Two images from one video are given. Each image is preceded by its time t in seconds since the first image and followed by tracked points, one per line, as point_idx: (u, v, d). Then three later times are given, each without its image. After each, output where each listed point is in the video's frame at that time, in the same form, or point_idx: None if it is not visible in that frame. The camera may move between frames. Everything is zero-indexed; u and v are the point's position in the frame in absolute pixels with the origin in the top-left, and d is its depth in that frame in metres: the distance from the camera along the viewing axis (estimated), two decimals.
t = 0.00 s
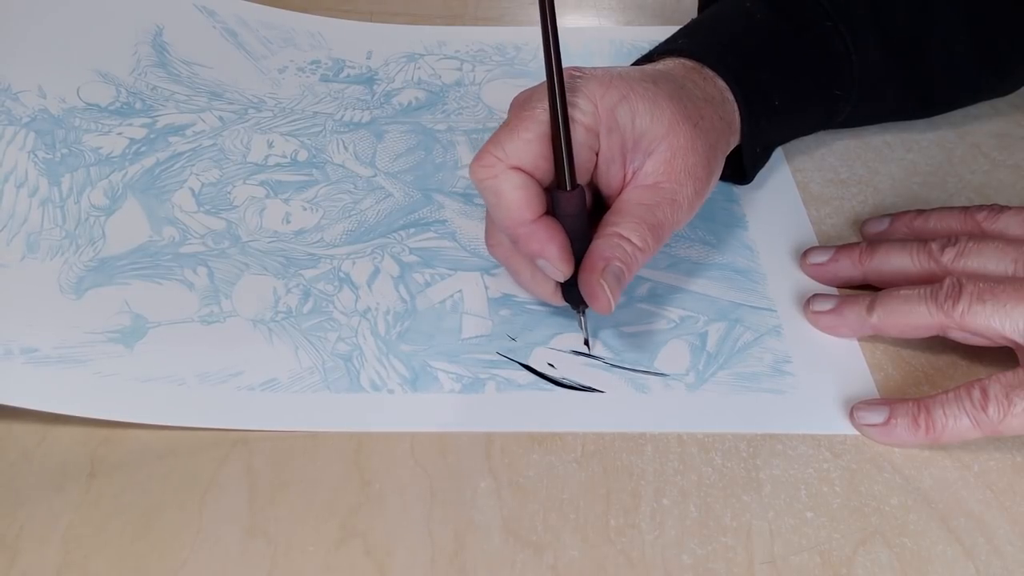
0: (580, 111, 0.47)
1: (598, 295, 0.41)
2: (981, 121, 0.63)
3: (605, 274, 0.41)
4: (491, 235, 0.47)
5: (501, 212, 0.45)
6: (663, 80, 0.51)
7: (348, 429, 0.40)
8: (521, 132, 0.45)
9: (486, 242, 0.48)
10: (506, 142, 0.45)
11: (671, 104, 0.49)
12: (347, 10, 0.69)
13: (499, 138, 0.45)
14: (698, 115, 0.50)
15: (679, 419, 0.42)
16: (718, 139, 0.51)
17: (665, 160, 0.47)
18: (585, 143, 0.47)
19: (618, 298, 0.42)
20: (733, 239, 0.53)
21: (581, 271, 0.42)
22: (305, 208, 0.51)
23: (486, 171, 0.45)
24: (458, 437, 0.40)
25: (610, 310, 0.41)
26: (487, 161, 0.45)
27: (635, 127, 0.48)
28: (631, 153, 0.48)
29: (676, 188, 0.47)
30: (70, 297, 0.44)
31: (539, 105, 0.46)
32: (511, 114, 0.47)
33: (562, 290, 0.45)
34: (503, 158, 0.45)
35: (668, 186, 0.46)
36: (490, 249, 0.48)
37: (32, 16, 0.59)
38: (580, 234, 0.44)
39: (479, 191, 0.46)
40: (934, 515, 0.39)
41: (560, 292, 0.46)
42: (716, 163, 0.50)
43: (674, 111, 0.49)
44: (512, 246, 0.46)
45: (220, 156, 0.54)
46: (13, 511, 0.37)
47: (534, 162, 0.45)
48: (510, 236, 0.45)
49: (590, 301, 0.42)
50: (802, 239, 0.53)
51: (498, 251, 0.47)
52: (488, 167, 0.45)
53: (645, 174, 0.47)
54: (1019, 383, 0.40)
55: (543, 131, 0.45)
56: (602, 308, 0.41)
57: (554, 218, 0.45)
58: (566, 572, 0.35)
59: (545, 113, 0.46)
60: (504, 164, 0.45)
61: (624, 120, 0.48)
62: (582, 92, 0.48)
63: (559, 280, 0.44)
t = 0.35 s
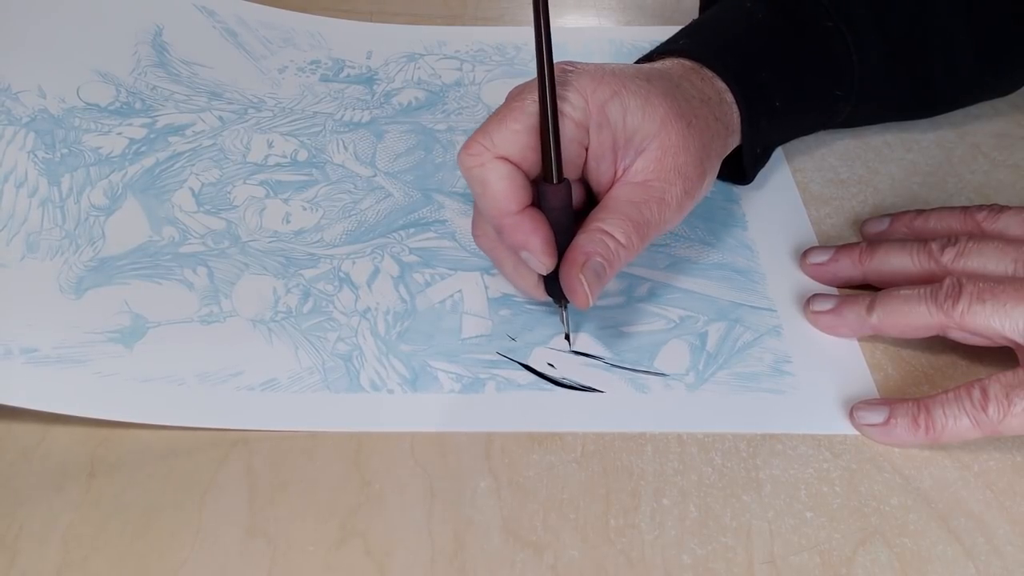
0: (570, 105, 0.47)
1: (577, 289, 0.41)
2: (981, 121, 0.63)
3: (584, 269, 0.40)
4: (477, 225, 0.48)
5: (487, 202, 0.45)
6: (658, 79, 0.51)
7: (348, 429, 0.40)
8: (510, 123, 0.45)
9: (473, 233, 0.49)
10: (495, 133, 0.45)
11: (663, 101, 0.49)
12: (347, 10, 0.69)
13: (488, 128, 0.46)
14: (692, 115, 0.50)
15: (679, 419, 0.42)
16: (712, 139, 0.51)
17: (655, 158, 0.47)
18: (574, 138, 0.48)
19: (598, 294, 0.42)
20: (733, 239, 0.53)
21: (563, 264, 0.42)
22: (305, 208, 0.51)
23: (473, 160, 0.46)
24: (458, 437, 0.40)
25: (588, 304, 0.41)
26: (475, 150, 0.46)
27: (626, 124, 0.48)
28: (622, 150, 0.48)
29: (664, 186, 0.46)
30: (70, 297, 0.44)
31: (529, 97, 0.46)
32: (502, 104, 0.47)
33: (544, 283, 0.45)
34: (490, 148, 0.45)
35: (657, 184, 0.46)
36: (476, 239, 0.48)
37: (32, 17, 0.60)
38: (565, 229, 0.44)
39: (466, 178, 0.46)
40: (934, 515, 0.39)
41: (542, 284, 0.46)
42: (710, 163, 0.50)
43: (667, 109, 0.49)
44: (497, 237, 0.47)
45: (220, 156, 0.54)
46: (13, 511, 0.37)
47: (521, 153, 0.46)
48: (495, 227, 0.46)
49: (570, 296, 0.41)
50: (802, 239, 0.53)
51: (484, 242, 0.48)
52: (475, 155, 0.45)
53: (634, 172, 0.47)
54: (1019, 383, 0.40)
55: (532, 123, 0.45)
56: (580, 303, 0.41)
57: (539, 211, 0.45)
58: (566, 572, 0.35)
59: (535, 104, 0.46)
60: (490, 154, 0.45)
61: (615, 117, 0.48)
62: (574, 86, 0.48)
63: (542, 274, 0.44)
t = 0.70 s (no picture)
0: (569, 106, 0.47)
1: (576, 290, 0.41)
2: (981, 121, 0.63)
3: (583, 270, 0.40)
4: (477, 227, 0.48)
5: (486, 203, 0.45)
6: (657, 80, 0.51)
7: (348, 429, 0.40)
8: (508, 124, 0.45)
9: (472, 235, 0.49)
10: (493, 134, 0.45)
11: (662, 102, 0.49)
12: (347, 10, 0.69)
13: (487, 129, 0.46)
14: (691, 115, 0.50)
15: (679, 419, 0.42)
16: (712, 139, 0.51)
17: (655, 159, 0.47)
18: (574, 139, 0.47)
19: (597, 295, 0.42)
20: (733, 239, 0.53)
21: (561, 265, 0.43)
22: (305, 208, 0.51)
23: (472, 162, 0.45)
24: (458, 437, 0.40)
25: (587, 305, 0.41)
26: (473, 152, 0.46)
27: (626, 125, 0.48)
28: (621, 152, 0.48)
29: (664, 187, 0.46)
30: (70, 297, 0.44)
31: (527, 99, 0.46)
32: (501, 106, 0.47)
33: (543, 284, 0.45)
34: (489, 149, 0.45)
35: (657, 185, 0.46)
36: (475, 240, 0.48)
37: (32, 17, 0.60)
38: (563, 230, 0.44)
39: (465, 180, 0.46)
40: (934, 515, 0.39)
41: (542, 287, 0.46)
42: (710, 164, 0.50)
43: (666, 110, 0.49)
44: (497, 239, 0.47)
45: (220, 156, 0.54)
46: (13, 511, 0.37)
47: (520, 155, 0.46)
48: (494, 228, 0.46)
49: (568, 296, 0.41)
50: (802, 238, 0.53)
51: (484, 244, 0.48)
52: (474, 157, 0.45)
53: (634, 173, 0.47)
54: (1019, 383, 0.40)
55: (531, 125, 0.45)
56: (579, 303, 0.41)
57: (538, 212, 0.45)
58: (566, 572, 0.35)
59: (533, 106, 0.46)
60: (489, 155, 0.45)
61: (614, 118, 0.48)
62: (573, 88, 0.48)
63: (540, 275, 0.44)
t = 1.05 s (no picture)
0: (567, 106, 0.47)
1: (574, 290, 0.41)
2: (981, 121, 0.63)
3: (582, 269, 0.40)
4: (475, 227, 0.48)
5: (484, 203, 0.46)
6: (655, 79, 0.51)
7: (348, 429, 0.40)
8: (506, 123, 0.45)
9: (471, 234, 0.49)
10: (491, 133, 0.45)
11: (660, 101, 0.49)
12: (347, 10, 0.69)
13: (485, 128, 0.46)
14: (690, 114, 0.50)
15: (679, 419, 0.42)
16: (710, 139, 0.51)
17: (653, 158, 0.47)
18: (571, 138, 0.48)
19: (596, 293, 0.42)
20: (733, 239, 0.53)
21: (559, 264, 0.43)
22: (305, 208, 0.51)
23: (469, 161, 0.46)
24: (458, 437, 0.40)
25: (585, 305, 0.41)
26: (471, 151, 0.46)
27: (624, 124, 0.48)
28: (619, 151, 0.48)
29: (662, 186, 0.46)
30: (70, 297, 0.44)
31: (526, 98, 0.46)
32: (499, 105, 0.47)
33: (542, 283, 0.45)
34: (486, 149, 0.45)
35: (655, 184, 0.46)
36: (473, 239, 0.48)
37: (33, 17, 0.60)
38: (562, 229, 0.44)
39: (463, 180, 0.46)
40: (934, 515, 0.39)
41: (540, 286, 0.46)
42: (708, 163, 0.50)
43: (664, 109, 0.49)
44: (495, 239, 0.47)
45: (220, 156, 0.54)
46: (13, 511, 0.37)
47: (518, 154, 0.46)
48: (493, 227, 0.46)
49: (567, 295, 0.41)
50: (802, 238, 0.53)
51: (482, 243, 0.48)
52: (471, 156, 0.46)
53: (632, 172, 0.47)
54: (1019, 383, 0.40)
55: (529, 124, 0.45)
56: (578, 303, 0.41)
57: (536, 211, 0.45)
58: (566, 572, 0.35)
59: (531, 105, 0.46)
60: (486, 155, 0.45)
61: (612, 117, 0.48)
62: (570, 87, 0.48)
63: (539, 274, 0.44)
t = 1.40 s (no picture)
0: (565, 106, 0.47)
1: (571, 290, 0.41)
2: (981, 122, 0.63)
3: (579, 270, 0.40)
4: (473, 227, 0.48)
5: (482, 203, 0.46)
6: (654, 79, 0.51)
7: (348, 429, 0.40)
8: (504, 123, 0.45)
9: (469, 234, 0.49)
10: (489, 132, 0.45)
11: (660, 101, 0.49)
12: (347, 10, 0.68)
13: (483, 128, 0.46)
14: (689, 114, 0.50)
15: (679, 419, 0.42)
16: (710, 139, 0.51)
17: (652, 158, 0.47)
18: (570, 138, 0.48)
19: (593, 294, 0.42)
20: (732, 239, 0.53)
21: (557, 264, 0.43)
22: (305, 208, 0.51)
23: (467, 161, 0.46)
24: (458, 437, 0.40)
25: (583, 305, 0.41)
26: (469, 151, 0.46)
27: (623, 124, 0.48)
28: (619, 151, 0.48)
29: (661, 187, 0.46)
30: (70, 297, 0.44)
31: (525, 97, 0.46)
32: (497, 104, 0.47)
33: (540, 283, 0.45)
34: (484, 148, 0.45)
35: (654, 184, 0.46)
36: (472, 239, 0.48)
37: (33, 18, 0.60)
38: (559, 229, 0.44)
39: (461, 179, 0.47)
40: (934, 515, 0.39)
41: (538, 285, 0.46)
42: (708, 163, 0.50)
43: (664, 109, 0.49)
44: (493, 239, 0.47)
45: (220, 156, 0.54)
46: (13, 511, 0.37)
47: (516, 154, 0.46)
48: (490, 227, 0.46)
49: (564, 295, 0.41)
50: (802, 238, 0.53)
51: (480, 242, 0.48)
52: (469, 156, 0.46)
53: (632, 173, 0.47)
54: (1019, 383, 0.40)
55: (527, 124, 0.45)
56: (575, 303, 0.41)
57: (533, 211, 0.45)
58: (566, 572, 0.35)
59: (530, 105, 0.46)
60: (484, 155, 0.46)
61: (611, 118, 0.48)
62: (569, 88, 0.48)
63: (537, 274, 0.44)
